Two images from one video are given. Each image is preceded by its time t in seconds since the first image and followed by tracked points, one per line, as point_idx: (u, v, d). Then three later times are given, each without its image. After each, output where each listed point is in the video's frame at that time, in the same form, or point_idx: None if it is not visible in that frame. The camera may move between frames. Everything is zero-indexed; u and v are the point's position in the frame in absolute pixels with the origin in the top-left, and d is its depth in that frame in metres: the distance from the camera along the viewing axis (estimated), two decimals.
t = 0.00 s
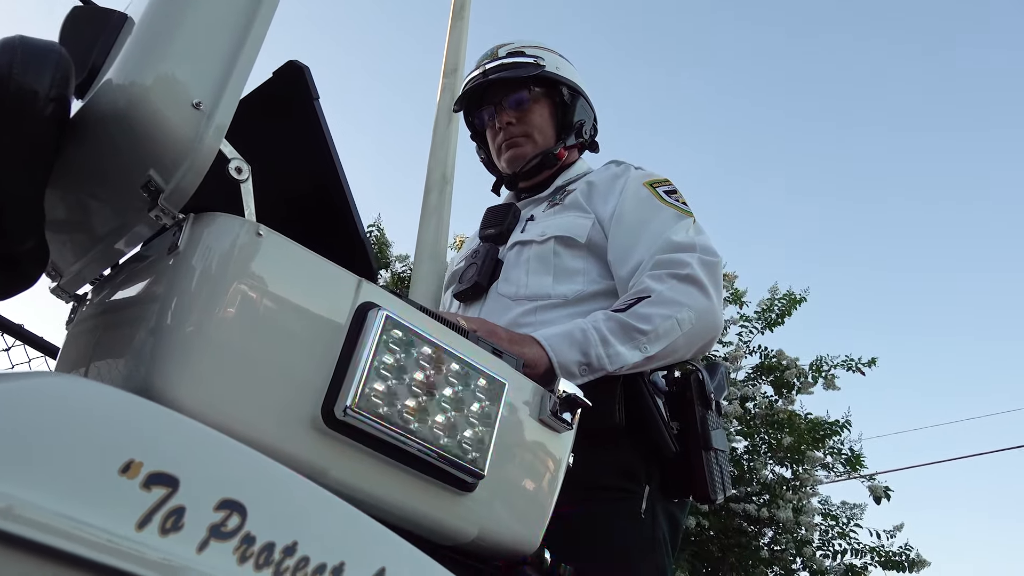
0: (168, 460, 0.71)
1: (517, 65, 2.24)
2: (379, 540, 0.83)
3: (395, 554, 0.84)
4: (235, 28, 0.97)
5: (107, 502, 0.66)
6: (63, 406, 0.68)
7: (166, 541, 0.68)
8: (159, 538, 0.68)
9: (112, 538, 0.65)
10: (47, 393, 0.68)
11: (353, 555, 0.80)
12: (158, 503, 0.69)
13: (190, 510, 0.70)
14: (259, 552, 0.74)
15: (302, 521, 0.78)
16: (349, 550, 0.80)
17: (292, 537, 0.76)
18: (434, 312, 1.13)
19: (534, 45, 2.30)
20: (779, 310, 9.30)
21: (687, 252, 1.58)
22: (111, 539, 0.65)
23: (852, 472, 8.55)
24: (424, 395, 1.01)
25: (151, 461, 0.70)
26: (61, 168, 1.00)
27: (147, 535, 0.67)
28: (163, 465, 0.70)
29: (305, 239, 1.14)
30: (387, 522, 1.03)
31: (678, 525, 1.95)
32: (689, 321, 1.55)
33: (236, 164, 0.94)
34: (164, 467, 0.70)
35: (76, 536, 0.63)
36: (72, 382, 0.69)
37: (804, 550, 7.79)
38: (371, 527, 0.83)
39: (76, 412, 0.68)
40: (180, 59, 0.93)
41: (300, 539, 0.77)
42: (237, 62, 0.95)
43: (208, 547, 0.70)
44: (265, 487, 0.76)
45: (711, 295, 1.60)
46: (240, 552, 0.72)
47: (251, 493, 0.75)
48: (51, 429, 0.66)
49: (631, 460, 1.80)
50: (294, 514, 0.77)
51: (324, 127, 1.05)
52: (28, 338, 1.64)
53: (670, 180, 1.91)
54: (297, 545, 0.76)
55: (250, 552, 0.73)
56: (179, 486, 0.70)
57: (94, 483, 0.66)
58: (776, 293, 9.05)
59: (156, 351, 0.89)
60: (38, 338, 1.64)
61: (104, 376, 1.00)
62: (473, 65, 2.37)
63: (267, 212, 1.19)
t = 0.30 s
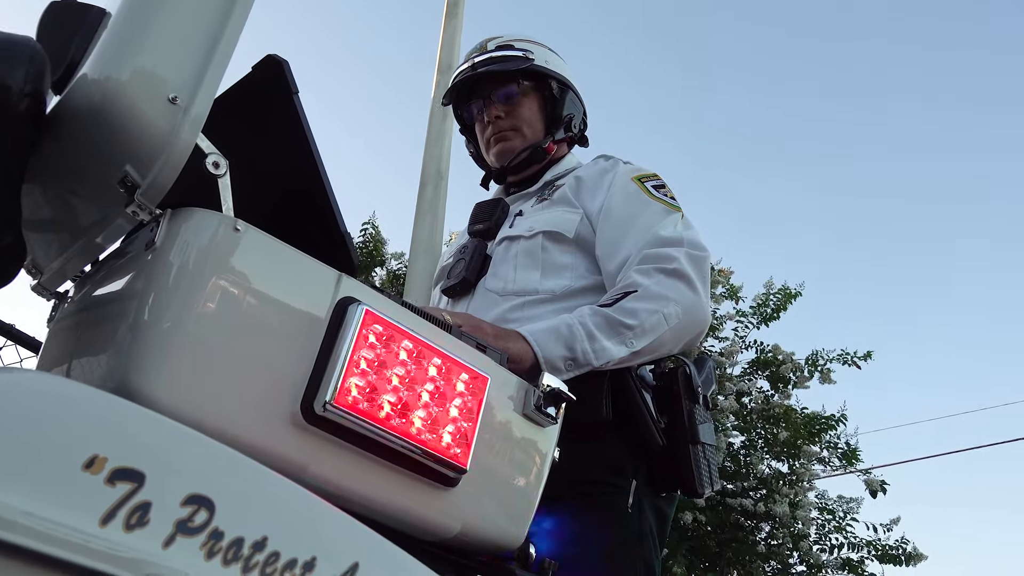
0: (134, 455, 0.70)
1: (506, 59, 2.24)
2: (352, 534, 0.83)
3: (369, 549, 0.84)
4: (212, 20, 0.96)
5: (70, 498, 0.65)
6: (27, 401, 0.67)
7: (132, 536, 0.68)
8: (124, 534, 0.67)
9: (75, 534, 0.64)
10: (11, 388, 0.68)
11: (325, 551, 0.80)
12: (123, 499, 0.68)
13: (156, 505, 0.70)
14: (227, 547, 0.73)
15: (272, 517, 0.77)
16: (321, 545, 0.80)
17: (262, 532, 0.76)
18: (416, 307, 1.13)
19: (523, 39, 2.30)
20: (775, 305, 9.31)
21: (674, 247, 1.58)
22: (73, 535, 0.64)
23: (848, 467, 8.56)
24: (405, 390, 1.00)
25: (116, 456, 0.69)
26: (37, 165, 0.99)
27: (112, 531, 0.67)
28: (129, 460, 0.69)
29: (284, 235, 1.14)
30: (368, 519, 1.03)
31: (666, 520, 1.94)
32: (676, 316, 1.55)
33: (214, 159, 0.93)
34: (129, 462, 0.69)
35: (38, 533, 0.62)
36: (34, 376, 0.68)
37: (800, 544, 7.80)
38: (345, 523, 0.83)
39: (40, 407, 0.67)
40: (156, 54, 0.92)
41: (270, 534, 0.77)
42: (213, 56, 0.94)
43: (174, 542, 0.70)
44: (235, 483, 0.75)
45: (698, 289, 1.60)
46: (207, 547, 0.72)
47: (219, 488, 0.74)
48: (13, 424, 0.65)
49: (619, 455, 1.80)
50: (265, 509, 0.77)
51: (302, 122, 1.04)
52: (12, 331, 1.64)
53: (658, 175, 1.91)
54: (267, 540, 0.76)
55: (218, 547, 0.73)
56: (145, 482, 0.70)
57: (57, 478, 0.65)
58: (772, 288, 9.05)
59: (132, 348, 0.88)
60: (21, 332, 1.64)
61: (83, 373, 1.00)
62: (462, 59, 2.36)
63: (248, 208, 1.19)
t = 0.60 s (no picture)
0: (107, 459, 0.70)
1: (500, 58, 2.23)
2: (335, 537, 0.82)
3: (353, 552, 0.83)
4: (194, 22, 0.95)
5: (40, 504, 0.64)
6: None
7: (104, 542, 0.67)
8: (96, 540, 0.66)
9: (44, 541, 0.63)
10: None
11: (307, 555, 0.79)
12: (95, 504, 0.67)
13: (130, 510, 0.69)
14: (204, 552, 0.72)
15: (251, 521, 0.76)
16: (302, 549, 0.79)
17: (240, 536, 0.75)
18: (406, 309, 1.12)
19: (516, 39, 2.29)
20: (777, 304, 9.29)
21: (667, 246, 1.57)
22: (43, 541, 0.63)
23: (853, 465, 8.53)
24: (394, 392, 0.99)
25: (88, 460, 0.69)
26: (21, 169, 0.99)
27: (83, 537, 0.66)
28: (102, 465, 0.69)
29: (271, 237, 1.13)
30: (359, 522, 1.02)
31: (664, 520, 1.94)
32: (670, 316, 1.54)
33: (197, 160, 0.93)
34: (101, 467, 0.69)
35: (6, 539, 0.61)
36: (19, 382, 0.70)
37: (805, 544, 7.77)
38: (328, 526, 0.82)
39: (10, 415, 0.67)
40: (139, 55, 0.92)
41: (250, 538, 0.76)
42: (196, 59, 0.94)
43: (148, 548, 0.69)
44: (212, 488, 0.74)
45: (693, 288, 1.59)
46: (183, 553, 0.71)
47: (196, 493, 0.73)
48: None
49: (614, 454, 1.80)
50: (243, 513, 0.76)
51: (288, 122, 1.03)
52: (3, 336, 1.64)
53: (652, 174, 1.90)
54: (245, 544, 0.75)
55: (194, 552, 0.72)
56: (118, 487, 0.69)
57: (27, 484, 0.65)
58: (773, 287, 9.04)
59: (117, 352, 0.87)
60: (12, 336, 1.64)
61: (70, 378, 0.99)
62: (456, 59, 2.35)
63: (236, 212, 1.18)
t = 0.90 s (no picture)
0: (87, 463, 0.69)
1: (496, 60, 2.23)
2: (320, 540, 0.81)
3: (339, 555, 0.82)
4: (181, 25, 0.95)
5: (17, 507, 0.64)
6: None
7: (82, 546, 0.66)
8: (74, 544, 0.66)
9: (20, 544, 0.63)
10: None
11: (291, 558, 0.78)
12: (74, 507, 0.67)
13: (109, 514, 0.69)
14: (185, 556, 0.72)
15: (234, 524, 0.76)
16: (286, 551, 0.78)
17: (222, 540, 0.74)
18: (399, 312, 1.12)
19: (512, 40, 2.29)
20: (782, 305, 9.26)
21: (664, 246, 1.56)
22: (20, 545, 0.63)
23: (860, 465, 8.49)
24: (385, 394, 0.99)
25: (67, 464, 0.68)
26: (9, 175, 0.99)
27: (61, 541, 0.65)
28: (81, 469, 0.68)
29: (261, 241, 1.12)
30: (351, 525, 1.02)
31: (664, 522, 1.94)
32: (667, 317, 1.54)
33: (186, 164, 0.92)
34: (80, 471, 0.68)
35: None
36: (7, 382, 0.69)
37: (813, 545, 7.74)
38: (314, 528, 0.81)
39: None
40: (127, 57, 0.92)
41: (232, 542, 0.75)
42: (183, 63, 0.93)
43: (127, 552, 0.69)
44: (193, 492, 0.74)
45: (690, 288, 1.59)
46: (163, 556, 0.71)
47: (177, 497, 0.73)
48: None
49: (614, 456, 1.80)
50: (226, 517, 0.75)
51: (276, 125, 1.03)
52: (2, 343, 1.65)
53: (649, 174, 1.89)
54: (227, 548, 0.75)
55: (175, 556, 0.72)
56: (97, 490, 0.69)
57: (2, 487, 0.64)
58: (777, 287, 9.02)
59: (105, 356, 0.87)
60: (10, 343, 1.65)
61: (60, 382, 0.99)
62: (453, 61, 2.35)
63: (227, 217, 1.18)
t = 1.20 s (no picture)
0: (79, 469, 0.69)
1: (497, 62, 2.23)
2: (317, 545, 0.81)
3: (336, 560, 0.82)
4: (176, 32, 0.95)
5: (6, 515, 0.64)
6: None
7: (72, 553, 0.67)
8: (65, 551, 0.66)
9: (10, 553, 0.64)
10: None
11: (287, 563, 0.78)
12: (64, 514, 0.67)
13: (101, 521, 0.69)
14: (178, 562, 0.72)
15: (228, 530, 0.75)
16: (282, 556, 0.78)
17: (217, 546, 0.74)
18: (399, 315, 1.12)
19: (514, 43, 2.29)
20: (791, 305, 9.22)
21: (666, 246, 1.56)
22: (10, 553, 0.63)
23: (873, 465, 8.44)
24: (386, 398, 0.99)
25: (58, 471, 0.68)
26: (7, 184, 1.00)
27: (51, 549, 0.66)
28: (72, 476, 0.68)
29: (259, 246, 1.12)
30: (352, 529, 1.01)
31: (671, 524, 1.93)
32: (670, 317, 1.53)
33: (182, 170, 0.93)
34: (71, 478, 0.68)
35: None
36: None
37: (826, 546, 7.68)
38: (311, 532, 0.81)
39: None
40: (124, 62, 0.92)
41: (227, 547, 0.75)
42: (179, 69, 0.93)
43: (119, 558, 0.69)
44: (186, 497, 0.74)
45: (693, 288, 1.58)
46: (157, 563, 0.71)
47: (171, 502, 0.73)
48: None
49: (618, 458, 1.79)
50: (220, 522, 0.75)
51: (274, 129, 1.03)
52: (10, 352, 1.66)
53: (651, 174, 1.89)
54: (222, 553, 0.74)
55: (169, 562, 0.71)
56: (88, 497, 0.69)
57: None
58: (786, 287, 8.98)
59: (103, 363, 0.87)
60: (17, 352, 1.66)
61: (60, 390, 0.99)
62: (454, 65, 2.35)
63: (226, 223, 1.18)
